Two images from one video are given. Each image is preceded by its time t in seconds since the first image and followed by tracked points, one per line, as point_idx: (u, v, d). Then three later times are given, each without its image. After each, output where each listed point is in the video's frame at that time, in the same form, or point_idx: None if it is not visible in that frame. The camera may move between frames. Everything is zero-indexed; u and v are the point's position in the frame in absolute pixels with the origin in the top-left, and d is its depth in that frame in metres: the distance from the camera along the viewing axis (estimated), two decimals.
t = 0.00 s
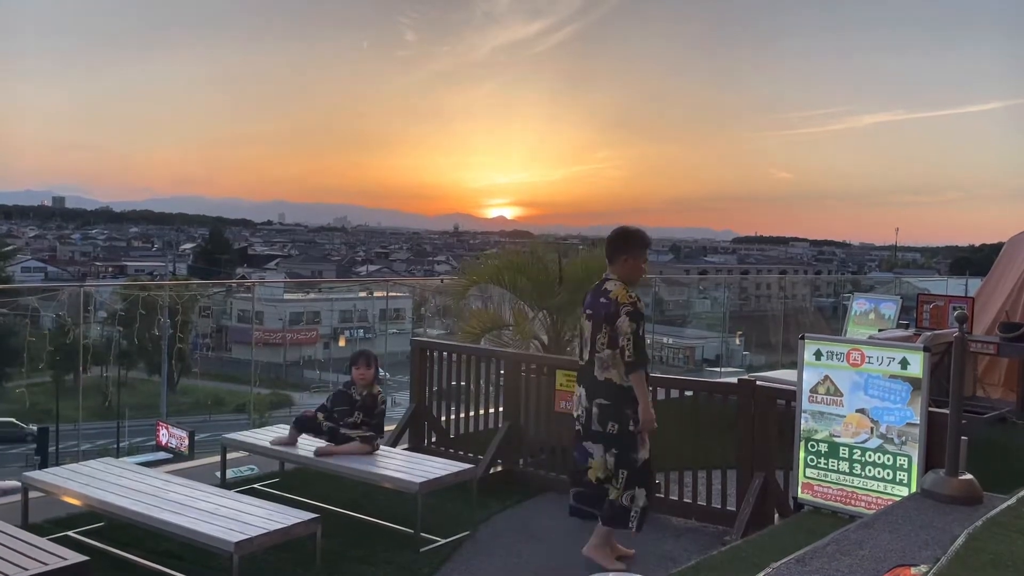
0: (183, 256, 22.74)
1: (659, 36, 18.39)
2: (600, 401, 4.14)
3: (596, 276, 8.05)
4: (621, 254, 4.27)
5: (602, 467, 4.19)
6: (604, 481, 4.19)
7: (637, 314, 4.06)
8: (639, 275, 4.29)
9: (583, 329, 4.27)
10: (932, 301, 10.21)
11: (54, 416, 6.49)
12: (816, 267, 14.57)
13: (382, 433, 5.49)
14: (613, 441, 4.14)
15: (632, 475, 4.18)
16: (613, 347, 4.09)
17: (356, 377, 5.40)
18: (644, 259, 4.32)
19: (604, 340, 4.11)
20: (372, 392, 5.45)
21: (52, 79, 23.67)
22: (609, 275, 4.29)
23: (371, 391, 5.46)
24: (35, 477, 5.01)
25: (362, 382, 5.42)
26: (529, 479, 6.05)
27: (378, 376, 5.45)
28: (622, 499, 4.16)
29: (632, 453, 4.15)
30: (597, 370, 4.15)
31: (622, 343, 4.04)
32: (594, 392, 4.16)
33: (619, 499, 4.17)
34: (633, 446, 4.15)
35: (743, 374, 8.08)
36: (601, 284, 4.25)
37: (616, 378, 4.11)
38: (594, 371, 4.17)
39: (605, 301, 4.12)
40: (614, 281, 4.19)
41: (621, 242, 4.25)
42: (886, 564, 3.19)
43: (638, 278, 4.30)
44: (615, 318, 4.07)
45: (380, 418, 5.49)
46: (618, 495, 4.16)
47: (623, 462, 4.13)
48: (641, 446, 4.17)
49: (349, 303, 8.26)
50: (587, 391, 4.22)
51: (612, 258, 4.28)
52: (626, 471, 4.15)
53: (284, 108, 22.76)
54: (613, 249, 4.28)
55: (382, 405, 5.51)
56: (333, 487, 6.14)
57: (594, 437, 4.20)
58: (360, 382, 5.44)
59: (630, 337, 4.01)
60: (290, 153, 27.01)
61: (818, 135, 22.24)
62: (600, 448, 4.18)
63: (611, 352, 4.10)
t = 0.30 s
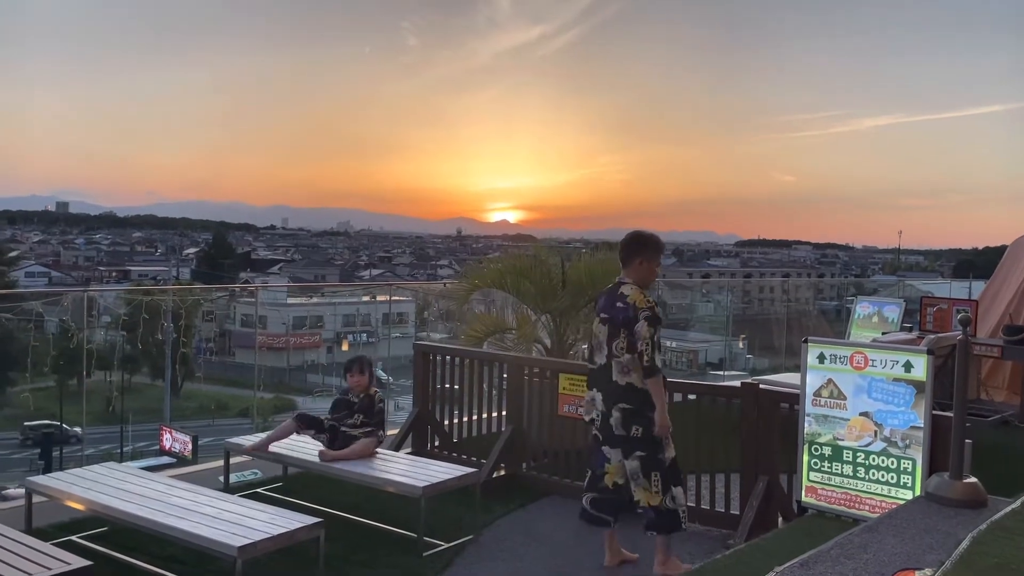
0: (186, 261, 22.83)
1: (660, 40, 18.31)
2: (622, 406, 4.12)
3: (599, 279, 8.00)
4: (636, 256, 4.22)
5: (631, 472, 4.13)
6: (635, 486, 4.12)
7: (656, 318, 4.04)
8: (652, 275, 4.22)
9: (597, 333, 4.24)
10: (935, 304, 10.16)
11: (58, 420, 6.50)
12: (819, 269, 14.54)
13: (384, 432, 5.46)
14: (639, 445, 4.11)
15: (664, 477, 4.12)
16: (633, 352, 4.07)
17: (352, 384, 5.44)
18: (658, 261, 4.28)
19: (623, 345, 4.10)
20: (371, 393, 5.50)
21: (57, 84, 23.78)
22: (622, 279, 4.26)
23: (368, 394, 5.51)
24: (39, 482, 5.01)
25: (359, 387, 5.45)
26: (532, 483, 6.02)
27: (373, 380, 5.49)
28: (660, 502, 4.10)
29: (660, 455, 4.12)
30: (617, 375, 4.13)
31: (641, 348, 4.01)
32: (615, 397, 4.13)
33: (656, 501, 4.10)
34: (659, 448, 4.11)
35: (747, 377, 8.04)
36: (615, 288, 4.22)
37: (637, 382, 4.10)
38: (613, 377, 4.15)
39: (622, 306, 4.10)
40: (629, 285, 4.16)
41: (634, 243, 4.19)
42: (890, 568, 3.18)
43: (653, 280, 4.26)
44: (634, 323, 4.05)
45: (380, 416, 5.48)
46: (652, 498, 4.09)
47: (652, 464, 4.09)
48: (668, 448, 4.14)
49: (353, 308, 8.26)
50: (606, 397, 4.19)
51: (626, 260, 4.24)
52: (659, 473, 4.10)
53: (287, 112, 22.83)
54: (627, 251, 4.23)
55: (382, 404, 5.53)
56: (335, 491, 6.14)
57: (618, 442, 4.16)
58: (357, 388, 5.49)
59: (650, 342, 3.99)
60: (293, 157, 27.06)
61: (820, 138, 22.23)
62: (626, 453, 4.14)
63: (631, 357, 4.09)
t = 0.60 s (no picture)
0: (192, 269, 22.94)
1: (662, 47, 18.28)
2: (655, 418, 3.97)
3: (603, 285, 7.99)
4: (664, 265, 4.08)
5: (657, 485, 3.96)
6: (661, 501, 3.95)
7: (689, 330, 3.93)
8: (683, 286, 4.11)
9: (625, 344, 4.09)
10: (942, 309, 10.07)
11: (64, 429, 6.53)
12: (824, 276, 14.51)
13: (386, 429, 5.45)
14: (669, 458, 3.96)
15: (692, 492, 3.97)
16: (668, 365, 3.94)
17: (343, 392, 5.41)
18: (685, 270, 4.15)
19: (658, 357, 3.96)
20: (364, 396, 5.43)
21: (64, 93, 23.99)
22: (649, 289, 4.11)
23: (363, 397, 5.45)
24: (45, 490, 5.00)
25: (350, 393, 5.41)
26: (539, 490, 5.98)
27: (365, 384, 5.42)
28: (686, 516, 3.93)
29: (688, 468, 3.98)
30: (649, 387, 3.98)
31: (677, 360, 3.88)
32: (647, 409, 3.98)
33: (682, 517, 3.93)
34: (687, 461, 3.98)
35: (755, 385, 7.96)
36: (644, 299, 4.06)
37: (670, 394, 3.96)
38: (645, 390, 3.99)
39: (655, 317, 3.97)
40: (660, 295, 4.02)
41: (664, 253, 4.07)
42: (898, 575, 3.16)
43: (680, 291, 4.13)
44: (670, 335, 3.92)
45: (378, 416, 5.43)
46: (682, 512, 3.92)
47: (682, 477, 3.94)
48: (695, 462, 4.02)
49: (358, 315, 8.36)
50: (636, 409, 4.02)
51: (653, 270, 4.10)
52: (687, 487, 3.95)
53: (292, 118, 22.98)
54: (654, 261, 4.09)
55: (379, 403, 5.47)
56: (341, 499, 6.12)
57: (647, 456, 4.00)
58: (348, 394, 5.43)
59: (686, 354, 3.87)
60: (299, 164, 27.17)
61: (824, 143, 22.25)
62: (654, 467, 3.97)
63: (665, 369, 3.96)
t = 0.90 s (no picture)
0: (200, 280, 23.04)
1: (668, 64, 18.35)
2: (696, 432, 3.87)
3: (612, 295, 7.99)
4: (705, 277, 3.94)
5: (698, 497, 3.87)
6: (702, 512, 3.87)
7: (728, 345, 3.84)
8: (720, 298, 4.00)
9: (658, 355, 3.99)
10: (952, 318, 9.95)
11: (74, 441, 6.50)
12: (833, 284, 14.48)
13: (386, 446, 5.28)
14: (708, 470, 3.88)
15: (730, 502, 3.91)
16: (707, 378, 3.85)
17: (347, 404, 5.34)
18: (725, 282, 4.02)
19: (697, 370, 3.86)
20: (368, 409, 5.33)
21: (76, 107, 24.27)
22: (686, 300, 3.98)
23: (367, 411, 5.35)
24: (56, 502, 5.01)
25: (355, 405, 5.35)
26: (548, 501, 5.93)
27: (369, 395, 5.35)
28: (724, 527, 3.87)
29: (728, 480, 3.91)
30: (688, 400, 3.88)
31: (718, 376, 3.78)
32: (687, 422, 3.87)
33: (721, 528, 3.87)
34: (726, 472, 3.91)
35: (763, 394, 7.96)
36: (682, 310, 3.94)
37: (710, 408, 3.87)
38: (684, 404, 3.89)
39: (693, 330, 3.86)
40: (699, 307, 3.90)
41: (700, 265, 3.94)
42: None
43: (718, 303, 4.02)
44: (709, 350, 3.82)
45: (381, 429, 5.29)
46: (723, 525, 3.85)
47: (723, 488, 3.87)
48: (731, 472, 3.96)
49: (366, 326, 8.35)
50: (675, 422, 3.92)
51: (692, 281, 3.97)
52: (727, 499, 3.88)
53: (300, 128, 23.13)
54: (694, 272, 3.95)
55: (382, 417, 5.34)
56: (350, 510, 6.12)
57: (684, 469, 3.90)
58: (353, 406, 5.36)
59: (727, 370, 3.77)
60: (307, 175, 27.36)
61: (832, 151, 22.22)
62: (694, 480, 3.89)
63: (704, 382, 3.86)
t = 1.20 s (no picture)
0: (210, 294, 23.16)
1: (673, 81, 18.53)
2: (726, 449, 3.84)
3: (621, 306, 8.00)
4: (731, 292, 3.94)
5: (723, 514, 3.85)
6: (723, 528, 3.86)
7: (756, 362, 3.84)
8: (744, 314, 4.01)
9: (683, 370, 3.95)
10: (963, 328, 9.82)
11: (85, 455, 6.58)
12: (844, 295, 14.45)
13: (398, 463, 5.26)
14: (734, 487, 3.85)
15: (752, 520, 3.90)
16: (735, 395, 3.82)
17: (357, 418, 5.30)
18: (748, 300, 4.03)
19: (725, 387, 3.84)
20: (376, 424, 5.29)
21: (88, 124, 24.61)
22: (710, 314, 3.96)
23: (377, 426, 5.30)
24: (68, 518, 5.02)
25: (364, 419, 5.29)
26: (559, 515, 5.89)
27: (379, 410, 5.30)
28: (745, 544, 3.86)
29: (752, 497, 3.90)
30: (719, 417, 3.84)
31: (747, 393, 3.76)
32: (716, 439, 3.84)
33: (743, 545, 3.86)
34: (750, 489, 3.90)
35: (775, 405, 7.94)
36: (708, 325, 3.91)
37: (739, 425, 3.84)
38: (714, 420, 3.84)
39: (721, 346, 3.83)
40: (726, 323, 3.89)
41: (726, 280, 3.95)
42: None
43: (740, 319, 4.02)
44: (738, 367, 3.80)
45: (389, 447, 5.26)
46: (746, 542, 3.84)
47: (747, 505, 3.86)
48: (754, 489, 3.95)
49: (375, 339, 8.34)
50: (703, 439, 3.87)
51: (717, 296, 3.97)
52: (749, 515, 3.87)
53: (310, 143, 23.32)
54: (719, 287, 3.95)
55: (390, 433, 5.31)
56: (361, 525, 6.11)
57: (712, 486, 3.87)
58: (362, 419, 5.31)
59: (756, 386, 3.77)
60: (316, 189, 27.54)
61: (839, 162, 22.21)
62: (719, 496, 3.86)
63: (733, 399, 3.83)
